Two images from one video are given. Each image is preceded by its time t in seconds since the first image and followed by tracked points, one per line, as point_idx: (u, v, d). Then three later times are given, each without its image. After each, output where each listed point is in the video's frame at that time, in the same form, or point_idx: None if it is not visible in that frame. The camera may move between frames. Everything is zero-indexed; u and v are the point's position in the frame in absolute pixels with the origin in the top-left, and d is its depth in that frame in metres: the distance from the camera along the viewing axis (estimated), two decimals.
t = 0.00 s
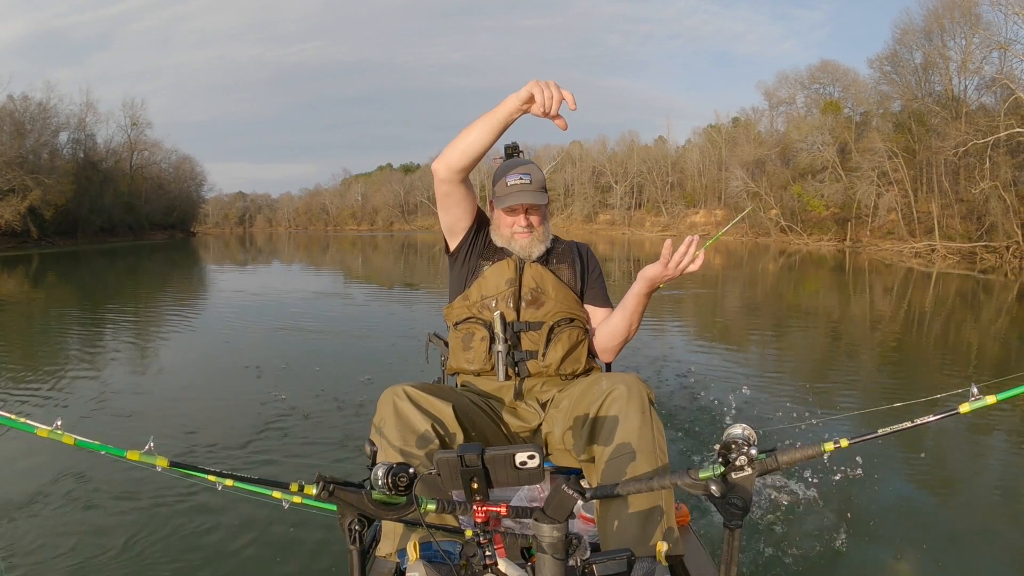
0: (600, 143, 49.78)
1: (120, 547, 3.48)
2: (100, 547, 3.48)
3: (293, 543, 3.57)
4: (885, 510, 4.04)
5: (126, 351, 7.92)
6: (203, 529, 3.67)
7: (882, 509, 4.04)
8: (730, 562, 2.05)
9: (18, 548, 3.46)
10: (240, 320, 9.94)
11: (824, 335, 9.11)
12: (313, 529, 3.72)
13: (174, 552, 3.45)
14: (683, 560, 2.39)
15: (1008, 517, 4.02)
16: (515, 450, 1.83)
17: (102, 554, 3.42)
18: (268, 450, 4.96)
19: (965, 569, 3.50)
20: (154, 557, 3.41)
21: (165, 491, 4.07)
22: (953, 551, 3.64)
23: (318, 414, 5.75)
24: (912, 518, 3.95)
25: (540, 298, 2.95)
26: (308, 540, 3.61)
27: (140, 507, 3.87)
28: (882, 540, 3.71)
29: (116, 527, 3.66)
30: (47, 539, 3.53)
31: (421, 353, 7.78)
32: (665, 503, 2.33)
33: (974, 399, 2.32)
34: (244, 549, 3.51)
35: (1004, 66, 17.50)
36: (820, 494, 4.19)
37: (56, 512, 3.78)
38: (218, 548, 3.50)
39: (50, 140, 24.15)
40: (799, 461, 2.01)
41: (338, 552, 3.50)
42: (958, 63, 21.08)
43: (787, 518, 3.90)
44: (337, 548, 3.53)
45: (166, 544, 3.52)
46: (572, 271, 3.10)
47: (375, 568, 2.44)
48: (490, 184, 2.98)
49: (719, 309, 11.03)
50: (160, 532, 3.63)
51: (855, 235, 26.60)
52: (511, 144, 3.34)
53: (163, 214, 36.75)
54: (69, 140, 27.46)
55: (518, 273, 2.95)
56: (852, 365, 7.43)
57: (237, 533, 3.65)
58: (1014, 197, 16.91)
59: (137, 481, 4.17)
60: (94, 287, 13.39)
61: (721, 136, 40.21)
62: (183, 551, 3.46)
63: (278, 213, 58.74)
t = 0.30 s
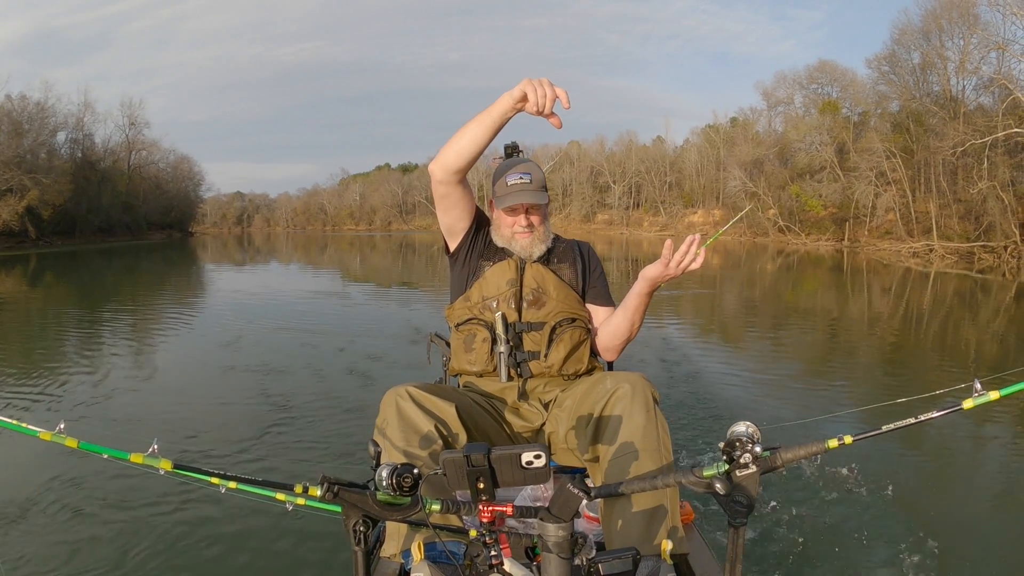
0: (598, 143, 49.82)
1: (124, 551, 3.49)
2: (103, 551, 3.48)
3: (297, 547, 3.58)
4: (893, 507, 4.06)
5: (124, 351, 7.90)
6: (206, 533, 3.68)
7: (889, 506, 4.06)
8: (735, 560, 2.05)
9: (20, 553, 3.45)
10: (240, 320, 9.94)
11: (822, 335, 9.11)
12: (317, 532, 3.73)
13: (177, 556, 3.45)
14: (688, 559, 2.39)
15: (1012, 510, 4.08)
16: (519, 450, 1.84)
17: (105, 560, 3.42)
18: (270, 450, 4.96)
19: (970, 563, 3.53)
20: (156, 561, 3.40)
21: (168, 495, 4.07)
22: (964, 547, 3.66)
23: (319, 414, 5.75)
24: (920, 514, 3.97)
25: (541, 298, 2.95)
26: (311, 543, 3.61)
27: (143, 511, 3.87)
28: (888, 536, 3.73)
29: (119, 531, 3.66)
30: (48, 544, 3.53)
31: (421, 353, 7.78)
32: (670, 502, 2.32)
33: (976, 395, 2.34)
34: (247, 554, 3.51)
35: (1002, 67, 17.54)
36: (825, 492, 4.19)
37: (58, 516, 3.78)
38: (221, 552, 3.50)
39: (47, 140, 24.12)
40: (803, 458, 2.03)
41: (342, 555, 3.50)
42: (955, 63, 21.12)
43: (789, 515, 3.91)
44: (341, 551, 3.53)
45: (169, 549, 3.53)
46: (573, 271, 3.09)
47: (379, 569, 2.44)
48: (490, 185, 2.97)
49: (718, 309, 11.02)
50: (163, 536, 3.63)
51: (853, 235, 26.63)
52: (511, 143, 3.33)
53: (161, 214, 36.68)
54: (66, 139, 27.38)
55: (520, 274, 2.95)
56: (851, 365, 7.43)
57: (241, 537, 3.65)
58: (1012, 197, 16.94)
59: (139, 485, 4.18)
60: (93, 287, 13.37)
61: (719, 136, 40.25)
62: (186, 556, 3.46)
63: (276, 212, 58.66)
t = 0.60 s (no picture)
0: (596, 143, 49.82)
1: (126, 554, 3.49)
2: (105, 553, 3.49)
3: (299, 548, 3.58)
4: (892, 507, 4.06)
5: (123, 352, 7.89)
6: (208, 535, 3.68)
7: (888, 506, 4.06)
8: (736, 559, 2.06)
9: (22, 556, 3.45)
10: (239, 320, 9.93)
11: (820, 334, 9.10)
12: (318, 533, 3.73)
13: (178, 558, 3.46)
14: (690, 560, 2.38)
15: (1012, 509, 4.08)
16: (520, 450, 1.84)
17: (106, 562, 3.42)
18: (271, 450, 4.96)
19: (971, 561, 3.53)
20: (157, 564, 3.41)
21: (169, 497, 4.07)
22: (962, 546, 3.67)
23: (319, 414, 5.74)
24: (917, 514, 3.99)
25: (541, 299, 2.95)
26: (313, 545, 3.61)
27: (144, 513, 3.87)
28: (888, 535, 3.74)
29: (121, 533, 3.66)
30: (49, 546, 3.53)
31: (420, 353, 7.77)
32: (672, 502, 2.32)
33: (976, 394, 2.36)
34: (249, 556, 3.51)
35: (999, 67, 17.58)
36: (824, 492, 4.19)
37: (59, 519, 3.78)
38: (222, 554, 3.51)
39: (45, 141, 24.09)
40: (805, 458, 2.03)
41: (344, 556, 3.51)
42: (953, 63, 21.18)
43: (789, 516, 3.91)
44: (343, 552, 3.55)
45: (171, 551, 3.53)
46: (574, 271, 3.08)
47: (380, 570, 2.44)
48: (491, 186, 2.97)
49: (716, 309, 11.01)
50: (165, 538, 3.64)
51: (850, 235, 26.64)
52: (511, 144, 3.33)
53: (158, 214, 36.57)
54: (64, 140, 27.35)
55: (520, 274, 2.95)
56: (849, 365, 7.42)
57: (242, 539, 3.65)
58: (1010, 196, 16.98)
59: (140, 487, 4.18)
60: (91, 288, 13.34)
61: (716, 136, 40.30)
62: (188, 558, 3.47)
63: (274, 213, 58.58)
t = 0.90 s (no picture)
0: (594, 143, 49.83)
1: (124, 560, 3.50)
2: (103, 560, 3.50)
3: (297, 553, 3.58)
4: (891, 505, 4.09)
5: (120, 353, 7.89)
6: (208, 540, 3.69)
7: (888, 505, 4.08)
8: (731, 562, 2.06)
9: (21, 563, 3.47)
10: (237, 321, 9.94)
11: (818, 334, 9.09)
12: (316, 537, 3.73)
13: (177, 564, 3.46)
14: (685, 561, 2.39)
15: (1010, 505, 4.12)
16: (517, 450, 1.84)
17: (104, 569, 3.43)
18: (269, 451, 4.97)
19: (972, 559, 3.55)
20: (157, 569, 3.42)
21: (168, 503, 4.08)
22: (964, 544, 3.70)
23: (317, 416, 5.73)
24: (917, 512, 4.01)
25: (539, 303, 2.94)
26: (312, 550, 3.61)
27: (144, 520, 3.88)
28: (888, 534, 3.75)
29: (121, 540, 3.68)
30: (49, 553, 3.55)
31: (419, 354, 7.76)
32: (669, 504, 2.33)
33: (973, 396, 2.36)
34: (247, 561, 3.51)
35: (997, 66, 17.59)
36: (821, 491, 4.21)
37: (58, 526, 3.80)
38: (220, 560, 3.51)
39: (43, 141, 24.06)
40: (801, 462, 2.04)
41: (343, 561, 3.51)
42: (950, 63, 21.20)
43: (788, 516, 3.92)
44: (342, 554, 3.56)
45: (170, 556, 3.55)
46: (571, 274, 3.07)
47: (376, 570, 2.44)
48: (486, 189, 2.96)
49: (714, 309, 11.01)
50: (165, 544, 3.65)
51: (848, 234, 26.66)
52: (510, 144, 3.31)
53: (157, 214, 36.54)
54: (62, 140, 27.37)
55: (516, 278, 2.95)
56: (847, 365, 7.40)
57: (241, 544, 3.66)
58: (1008, 196, 17.00)
59: (139, 492, 4.19)
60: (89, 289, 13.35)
61: (714, 136, 40.34)
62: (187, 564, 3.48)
63: (272, 213, 58.54)
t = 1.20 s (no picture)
0: (592, 143, 49.83)
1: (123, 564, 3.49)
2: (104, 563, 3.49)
3: (296, 555, 3.56)
4: (893, 504, 4.08)
5: (119, 353, 7.91)
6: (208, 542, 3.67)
7: (891, 504, 4.07)
8: (731, 563, 2.07)
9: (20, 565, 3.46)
10: (236, 322, 9.94)
11: (818, 335, 9.07)
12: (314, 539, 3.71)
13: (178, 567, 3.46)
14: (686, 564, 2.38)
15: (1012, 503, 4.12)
16: (517, 450, 1.84)
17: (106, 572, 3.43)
18: (270, 451, 4.97)
19: (974, 557, 3.54)
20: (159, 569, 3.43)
21: (167, 503, 4.08)
22: (968, 542, 3.70)
23: (316, 417, 5.71)
24: (921, 511, 4.00)
25: (543, 317, 2.89)
26: (311, 554, 3.59)
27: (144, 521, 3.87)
28: (891, 533, 3.75)
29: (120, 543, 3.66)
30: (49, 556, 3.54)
31: (419, 355, 7.77)
32: (674, 505, 2.32)
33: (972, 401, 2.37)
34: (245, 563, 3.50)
35: (995, 66, 17.59)
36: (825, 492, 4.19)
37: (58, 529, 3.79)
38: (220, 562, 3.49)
39: (41, 143, 24.05)
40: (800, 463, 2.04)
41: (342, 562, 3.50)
42: (948, 63, 21.22)
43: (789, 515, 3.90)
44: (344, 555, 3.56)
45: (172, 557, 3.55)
46: (579, 287, 2.93)
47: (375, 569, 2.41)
48: (490, 197, 2.84)
49: (713, 309, 11.00)
50: (163, 547, 3.63)
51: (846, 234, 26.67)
52: (511, 144, 3.37)
53: (155, 216, 36.50)
54: (60, 141, 27.35)
55: (521, 292, 2.87)
56: (846, 365, 7.40)
57: (240, 546, 3.64)
58: (1006, 196, 17.02)
59: (138, 494, 4.18)
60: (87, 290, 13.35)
61: (713, 136, 40.37)
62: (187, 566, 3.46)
63: (270, 213, 58.49)
